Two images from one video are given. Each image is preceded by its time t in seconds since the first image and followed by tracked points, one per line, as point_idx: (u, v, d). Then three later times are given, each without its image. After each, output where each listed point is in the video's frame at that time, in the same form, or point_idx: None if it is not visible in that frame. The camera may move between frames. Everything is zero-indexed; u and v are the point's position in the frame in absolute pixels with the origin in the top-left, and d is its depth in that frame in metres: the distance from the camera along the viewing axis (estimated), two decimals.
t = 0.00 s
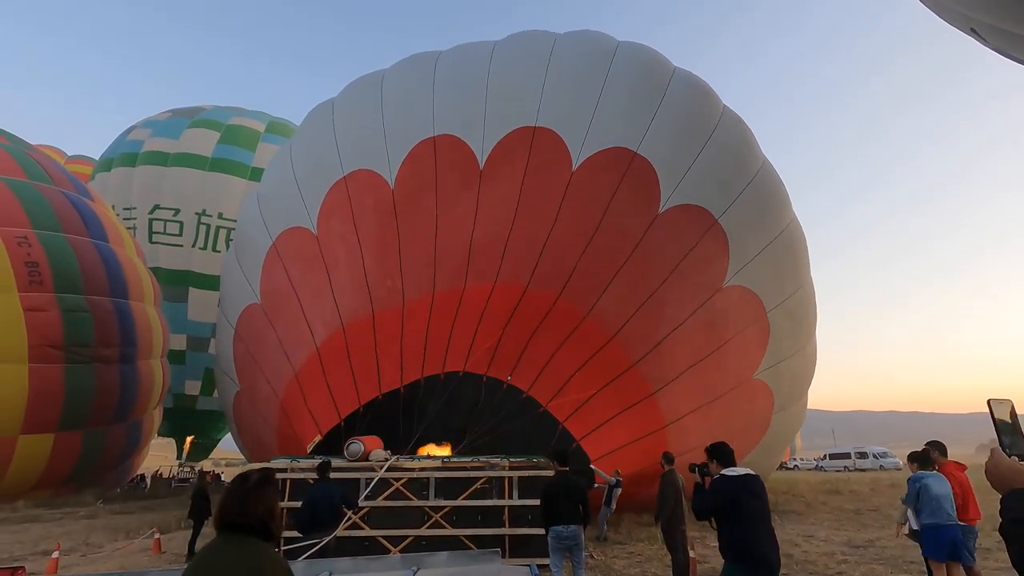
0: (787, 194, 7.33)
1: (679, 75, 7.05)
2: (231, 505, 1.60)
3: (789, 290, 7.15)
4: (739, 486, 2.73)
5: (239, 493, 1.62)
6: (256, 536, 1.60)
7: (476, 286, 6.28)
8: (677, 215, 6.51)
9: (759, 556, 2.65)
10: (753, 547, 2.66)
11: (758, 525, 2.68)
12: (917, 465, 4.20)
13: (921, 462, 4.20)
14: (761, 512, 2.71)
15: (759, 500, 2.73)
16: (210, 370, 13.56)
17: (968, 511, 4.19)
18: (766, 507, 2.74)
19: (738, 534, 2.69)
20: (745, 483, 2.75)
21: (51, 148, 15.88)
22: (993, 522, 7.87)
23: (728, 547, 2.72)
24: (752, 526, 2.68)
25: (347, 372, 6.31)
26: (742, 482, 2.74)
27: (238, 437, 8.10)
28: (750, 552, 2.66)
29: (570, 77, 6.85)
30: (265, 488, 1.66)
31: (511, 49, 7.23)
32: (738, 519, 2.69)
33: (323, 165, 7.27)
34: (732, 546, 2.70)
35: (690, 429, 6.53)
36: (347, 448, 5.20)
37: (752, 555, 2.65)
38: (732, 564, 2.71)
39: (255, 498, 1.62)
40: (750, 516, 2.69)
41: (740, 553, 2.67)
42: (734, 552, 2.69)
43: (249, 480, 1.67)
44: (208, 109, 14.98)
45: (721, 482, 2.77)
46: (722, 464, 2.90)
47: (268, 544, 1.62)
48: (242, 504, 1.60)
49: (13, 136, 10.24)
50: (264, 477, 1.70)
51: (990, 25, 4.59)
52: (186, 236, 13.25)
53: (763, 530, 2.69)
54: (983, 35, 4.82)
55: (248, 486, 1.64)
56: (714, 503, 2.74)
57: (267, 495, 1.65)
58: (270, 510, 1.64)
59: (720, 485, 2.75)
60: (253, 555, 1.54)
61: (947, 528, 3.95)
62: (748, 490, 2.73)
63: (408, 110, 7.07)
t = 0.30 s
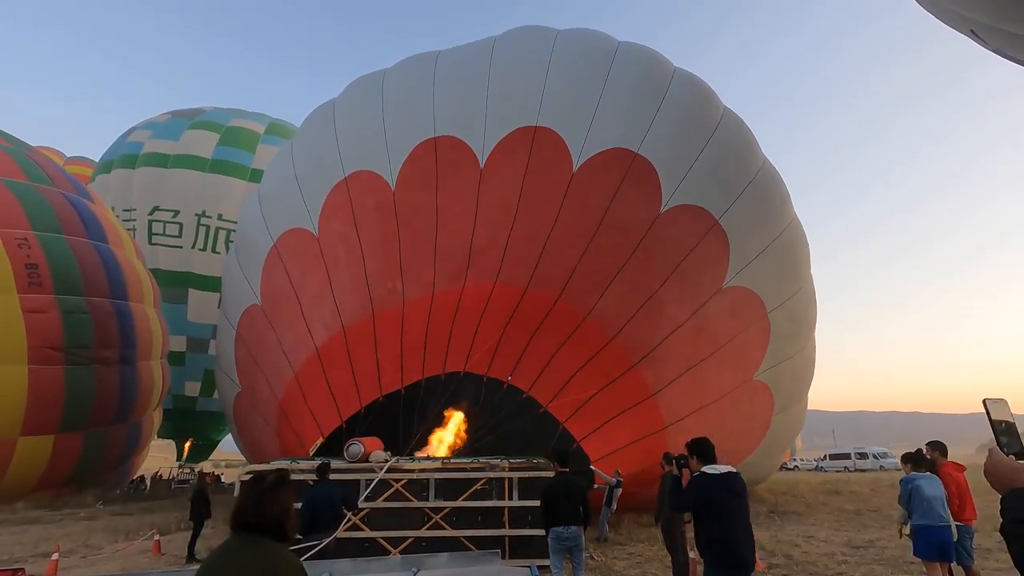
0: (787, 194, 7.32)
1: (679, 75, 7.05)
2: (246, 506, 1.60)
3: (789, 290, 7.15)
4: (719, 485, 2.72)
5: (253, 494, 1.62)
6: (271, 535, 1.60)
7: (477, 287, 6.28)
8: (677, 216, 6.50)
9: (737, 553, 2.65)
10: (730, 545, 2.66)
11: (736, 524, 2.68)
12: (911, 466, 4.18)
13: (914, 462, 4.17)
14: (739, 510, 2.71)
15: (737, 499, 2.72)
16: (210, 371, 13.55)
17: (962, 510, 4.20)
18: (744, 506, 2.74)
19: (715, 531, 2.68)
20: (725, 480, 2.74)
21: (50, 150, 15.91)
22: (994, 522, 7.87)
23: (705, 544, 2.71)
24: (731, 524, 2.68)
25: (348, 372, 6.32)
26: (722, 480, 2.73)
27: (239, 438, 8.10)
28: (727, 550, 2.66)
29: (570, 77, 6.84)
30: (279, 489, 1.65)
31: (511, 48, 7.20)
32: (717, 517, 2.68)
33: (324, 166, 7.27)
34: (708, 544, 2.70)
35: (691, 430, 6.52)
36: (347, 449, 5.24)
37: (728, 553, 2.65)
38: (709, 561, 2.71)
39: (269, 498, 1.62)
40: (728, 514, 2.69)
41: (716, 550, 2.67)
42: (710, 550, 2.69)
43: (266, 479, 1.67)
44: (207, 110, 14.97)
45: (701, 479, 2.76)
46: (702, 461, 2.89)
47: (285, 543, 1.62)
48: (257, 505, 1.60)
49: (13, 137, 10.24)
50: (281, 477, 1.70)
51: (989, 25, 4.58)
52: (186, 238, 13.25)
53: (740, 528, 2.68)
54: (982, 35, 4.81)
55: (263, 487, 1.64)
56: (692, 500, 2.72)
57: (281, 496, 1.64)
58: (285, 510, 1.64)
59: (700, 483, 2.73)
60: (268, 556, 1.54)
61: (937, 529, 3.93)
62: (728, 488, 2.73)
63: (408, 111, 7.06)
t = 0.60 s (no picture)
0: (788, 196, 7.31)
1: (680, 77, 7.04)
2: (244, 508, 1.60)
3: (790, 292, 7.14)
4: (706, 487, 2.72)
5: (252, 496, 1.61)
6: (268, 540, 1.59)
7: (477, 289, 6.29)
8: (678, 219, 6.50)
9: (719, 557, 2.65)
10: (711, 547, 2.66)
11: (719, 528, 2.68)
12: (908, 468, 4.18)
13: (911, 465, 4.17)
14: (723, 514, 2.71)
15: (722, 503, 2.72)
16: (210, 373, 13.54)
17: (958, 512, 4.22)
18: (728, 510, 2.75)
19: (697, 534, 2.69)
20: (711, 484, 2.74)
21: (49, 152, 15.91)
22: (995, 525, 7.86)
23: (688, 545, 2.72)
24: (712, 527, 2.69)
25: (348, 374, 6.33)
26: (708, 483, 2.73)
27: (238, 439, 8.10)
28: (708, 553, 2.66)
29: (571, 79, 6.84)
30: (276, 491, 1.65)
31: (512, 49, 7.18)
32: (700, 518, 2.69)
33: (325, 167, 7.28)
34: (690, 544, 2.72)
35: (691, 433, 6.52)
36: (345, 452, 5.09)
37: (709, 556, 2.65)
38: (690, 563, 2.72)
39: (269, 500, 1.62)
40: (713, 517, 2.69)
41: (697, 551, 2.69)
42: (693, 551, 2.70)
43: (264, 483, 1.67)
44: (207, 113, 14.97)
45: (688, 481, 2.76)
46: (688, 465, 2.90)
47: (282, 546, 1.61)
48: (254, 507, 1.60)
49: (12, 140, 10.25)
50: (278, 481, 1.70)
51: (988, 28, 4.58)
52: (185, 240, 13.24)
53: (722, 531, 2.69)
54: (982, 39, 4.81)
55: (261, 488, 1.64)
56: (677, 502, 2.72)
57: (278, 498, 1.64)
58: (283, 513, 1.63)
59: (685, 485, 2.74)
60: (269, 557, 1.54)
61: (935, 531, 3.92)
62: (715, 490, 2.73)
63: (408, 113, 7.06)
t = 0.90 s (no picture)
0: (790, 197, 7.30)
1: (683, 76, 7.03)
2: (246, 506, 1.60)
3: (792, 294, 7.13)
4: (691, 490, 2.78)
5: (254, 493, 1.61)
6: (271, 538, 1.60)
7: (479, 290, 6.30)
8: (680, 219, 6.48)
9: (702, 560, 2.72)
10: (696, 549, 2.73)
11: (703, 530, 2.76)
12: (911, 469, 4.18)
13: (914, 466, 4.17)
14: (706, 517, 2.80)
15: (706, 506, 2.81)
16: (212, 373, 13.57)
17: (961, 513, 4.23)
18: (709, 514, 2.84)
19: (682, 536, 2.75)
20: (697, 487, 2.82)
21: (52, 151, 15.93)
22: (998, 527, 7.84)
23: (671, 547, 2.76)
24: (695, 530, 2.76)
25: (350, 374, 6.34)
26: (694, 487, 2.81)
27: (240, 438, 8.12)
28: (693, 554, 2.72)
29: (574, 77, 6.83)
30: (278, 490, 1.65)
31: (515, 47, 7.17)
32: (688, 520, 2.75)
33: (328, 166, 7.28)
34: (671, 546, 2.77)
35: (691, 433, 6.53)
36: (348, 451, 5.08)
37: (695, 558, 2.72)
38: (671, 565, 2.76)
39: (271, 498, 1.62)
40: (699, 519, 2.76)
41: (680, 553, 2.74)
42: (676, 552, 2.75)
43: (264, 481, 1.66)
44: (209, 113, 14.98)
45: (676, 483, 2.81)
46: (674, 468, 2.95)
47: (284, 543, 1.61)
48: (256, 505, 1.60)
49: (15, 139, 10.27)
50: (280, 478, 1.70)
51: (990, 29, 4.57)
52: (187, 239, 13.26)
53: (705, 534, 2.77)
54: (984, 39, 4.80)
55: (264, 486, 1.64)
56: (668, 504, 2.75)
57: (281, 496, 1.64)
58: (285, 510, 1.63)
59: (673, 488, 2.79)
60: (273, 555, 1.55)
61: (938, 531, 3.92)
62: (700, 494, 2.81)
63: (410, 111, 7.05)
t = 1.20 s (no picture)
0: (794, 197, 7.29)
1: (688, 75, 7.04)
2: (253, 505, 1.60)
3: (796, 294, 7.11)
4: (677, 487, 2.80)
5: (262, 492, 1.61)
6: (278, 536, 1.60)
7: (482, 290, 6.29)
8: (683, 220, 6.47)
9: (690, 556, 2.74)
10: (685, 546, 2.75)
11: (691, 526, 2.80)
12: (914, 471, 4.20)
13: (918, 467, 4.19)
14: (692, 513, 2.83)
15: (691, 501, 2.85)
16: (215, 372, 13.61)
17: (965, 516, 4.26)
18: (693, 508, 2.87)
19: (670, 533, 2.76)
20: (682, 483, 2.84)
21: (55, 151, 15.97)
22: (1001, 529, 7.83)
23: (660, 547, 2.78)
24: (682, 527, 2.78)
25: (353, 374, 6.34)
26: (680, 483, 2.82)
27: (243, 438, 8.13)
28: (684, 552, 2.74)
29: (578, 77, 6.83)
30: (285, 490, 1.65)
31: (520, 46, 7.17)
32: (678, 517, 2.77)
33: (332, 166, 7.30)
34: (659, 544, 2.78)
35: (694, 435, 6.51)
36: (349, 451, 5.14)
37: (684, 556, 2.73)
38: (661, 564, 2.78)
39: (278, 497, 1.62)
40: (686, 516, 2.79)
41: (669, 551, 2.75)
42: (665, 551, 2.76)
43: (272, 480, 1.66)
44: (213, 113, 15.02)
45: (663, 481, 2.81)
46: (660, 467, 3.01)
47: (290, 542, 1.62)
48: (264, 504, 1.60)
49: (19, 139, 10.30)
50: (287, 477, 1.70)
51: (995, 29, 4.57)
52: (190, 239, 13.28)
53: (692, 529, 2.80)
54: (988, 39, 4.80)
55: (272, 484, 1.64)
56: (657, 503, 2.74)
57: (288, 496, 1.64)
58: (292, 509, 1.64)
59: (660, 485, 2.79)
60: (282, 555, 1.55)
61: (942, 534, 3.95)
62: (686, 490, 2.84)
63: (414, 111, 7.05)
